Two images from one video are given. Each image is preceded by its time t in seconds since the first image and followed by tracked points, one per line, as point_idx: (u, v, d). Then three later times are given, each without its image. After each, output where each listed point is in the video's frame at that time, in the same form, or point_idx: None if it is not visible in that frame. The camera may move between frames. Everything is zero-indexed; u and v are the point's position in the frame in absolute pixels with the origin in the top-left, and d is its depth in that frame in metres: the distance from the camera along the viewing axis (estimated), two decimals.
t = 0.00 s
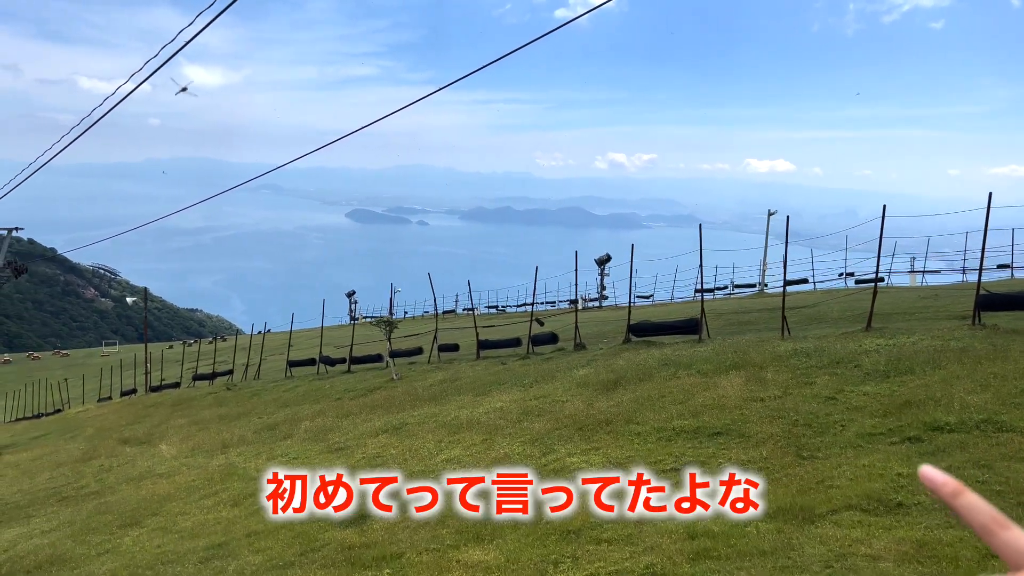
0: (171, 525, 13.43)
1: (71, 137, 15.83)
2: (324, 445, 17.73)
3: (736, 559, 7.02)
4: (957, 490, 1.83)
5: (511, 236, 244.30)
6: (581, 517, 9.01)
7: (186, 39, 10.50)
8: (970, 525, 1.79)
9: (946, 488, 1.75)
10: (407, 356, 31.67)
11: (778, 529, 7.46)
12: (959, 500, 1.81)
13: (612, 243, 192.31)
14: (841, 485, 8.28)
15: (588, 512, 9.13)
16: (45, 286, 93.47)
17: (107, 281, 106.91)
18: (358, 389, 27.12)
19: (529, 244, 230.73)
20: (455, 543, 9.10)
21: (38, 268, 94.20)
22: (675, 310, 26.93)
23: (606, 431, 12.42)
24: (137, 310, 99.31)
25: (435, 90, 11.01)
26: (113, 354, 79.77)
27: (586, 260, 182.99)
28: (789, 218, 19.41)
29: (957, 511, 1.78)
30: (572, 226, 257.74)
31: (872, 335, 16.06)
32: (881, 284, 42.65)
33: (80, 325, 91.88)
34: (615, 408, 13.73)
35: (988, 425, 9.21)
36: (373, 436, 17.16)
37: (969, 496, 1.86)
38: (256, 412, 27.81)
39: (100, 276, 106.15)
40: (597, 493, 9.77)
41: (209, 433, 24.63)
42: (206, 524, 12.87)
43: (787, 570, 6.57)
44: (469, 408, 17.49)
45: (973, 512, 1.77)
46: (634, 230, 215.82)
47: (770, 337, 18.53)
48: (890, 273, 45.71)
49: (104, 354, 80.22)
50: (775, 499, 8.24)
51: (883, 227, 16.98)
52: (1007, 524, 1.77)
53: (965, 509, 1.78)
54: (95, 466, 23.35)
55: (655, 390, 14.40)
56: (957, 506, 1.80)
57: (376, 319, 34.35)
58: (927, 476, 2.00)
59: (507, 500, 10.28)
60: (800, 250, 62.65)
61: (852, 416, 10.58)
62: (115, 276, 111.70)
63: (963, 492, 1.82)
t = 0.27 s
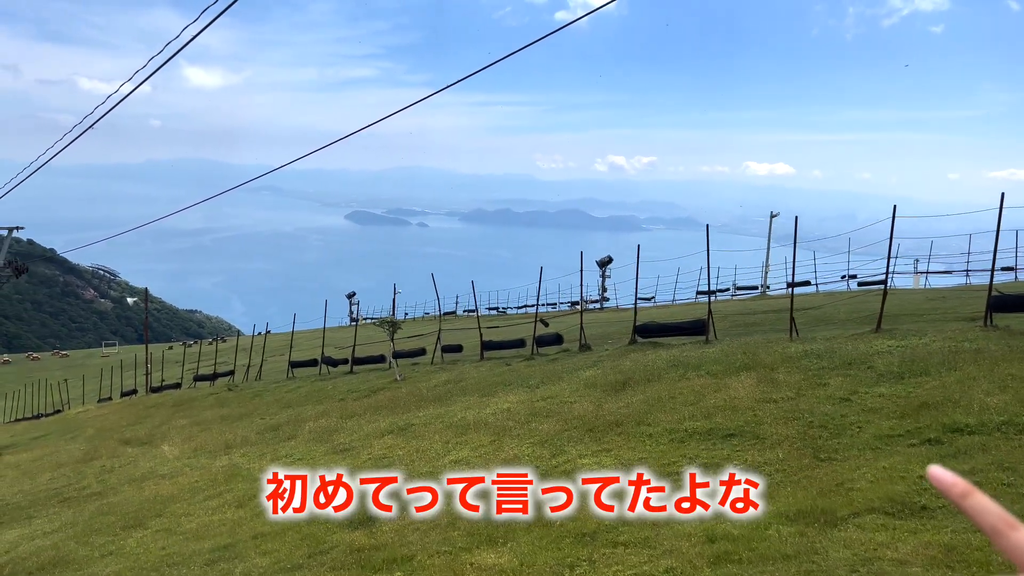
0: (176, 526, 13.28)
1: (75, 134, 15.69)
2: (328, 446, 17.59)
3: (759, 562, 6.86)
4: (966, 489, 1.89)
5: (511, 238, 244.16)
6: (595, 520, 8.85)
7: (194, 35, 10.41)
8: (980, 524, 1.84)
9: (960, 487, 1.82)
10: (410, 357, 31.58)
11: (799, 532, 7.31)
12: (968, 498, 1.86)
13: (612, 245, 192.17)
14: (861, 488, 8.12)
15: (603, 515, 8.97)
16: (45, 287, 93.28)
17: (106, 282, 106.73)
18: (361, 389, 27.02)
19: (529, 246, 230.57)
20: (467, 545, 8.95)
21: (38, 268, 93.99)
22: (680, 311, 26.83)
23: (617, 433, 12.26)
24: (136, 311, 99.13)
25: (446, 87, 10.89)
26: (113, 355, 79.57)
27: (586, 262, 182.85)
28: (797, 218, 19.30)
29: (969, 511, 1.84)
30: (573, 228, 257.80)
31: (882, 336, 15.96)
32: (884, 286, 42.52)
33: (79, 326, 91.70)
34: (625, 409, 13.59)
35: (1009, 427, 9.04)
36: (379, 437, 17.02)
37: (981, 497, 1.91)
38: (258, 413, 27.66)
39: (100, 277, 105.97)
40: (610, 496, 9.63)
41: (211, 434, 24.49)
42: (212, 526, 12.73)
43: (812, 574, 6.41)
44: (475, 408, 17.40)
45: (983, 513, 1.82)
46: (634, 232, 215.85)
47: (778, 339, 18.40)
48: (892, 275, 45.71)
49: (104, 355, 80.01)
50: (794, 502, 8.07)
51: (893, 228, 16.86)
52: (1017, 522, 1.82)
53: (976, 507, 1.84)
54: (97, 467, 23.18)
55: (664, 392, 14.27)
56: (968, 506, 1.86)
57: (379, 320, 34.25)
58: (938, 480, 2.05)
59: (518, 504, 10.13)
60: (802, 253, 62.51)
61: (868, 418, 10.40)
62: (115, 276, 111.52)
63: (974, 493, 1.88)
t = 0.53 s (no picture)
0: (177, 529, 13.08)
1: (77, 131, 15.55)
2: (331, 447, 17.41)
3: (779, 567, 6.70)
4: (967, 483, 1.59)
5: (509, 241, 244.16)
6: (607, 523, 8.68)
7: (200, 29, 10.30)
8: (979, 521, 1.57)
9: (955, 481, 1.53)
10: (411, 358, 31.42)
11: (819, 537, 7.14)
12: (968, 493, 1.56)
13: (611, 248, 192.22)
14: (880, 492, 7.95)
15: (615, 519, 8.79)
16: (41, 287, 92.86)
17: (104, 283, 106.47)
18: (363, 391, 26.85)
19: (528, 248, 230.53)
20: (477, 549, 8.78)
21: (34, 269, 93.59)
22: (683, 313, 26.71)
23: (625, 435, 12.08)
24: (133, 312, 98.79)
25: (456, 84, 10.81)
26: (111, 356, 79.30)
27: (585, 265, 182.94)
28: (803, 218, 19.18)
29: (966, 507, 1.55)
30: (570, 230, 257.93)
31: (890, 338, 15.85)
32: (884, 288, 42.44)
33: (77, 327, 91.41)
34: (633, 411, 13.45)
35: None
36: (381, 438, 16.83)
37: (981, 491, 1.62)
38: (258, 414, 27.46)
39: (97, 278, 105.72)
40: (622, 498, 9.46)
41: (211, 435, 24.28)
42: (213, 529, 12.53)
43: None
44: (480, 409, 17.23)
45: (980, 505, 1.55)
46: (632, 235, 216.03)
47: (783, 340, 18.28)
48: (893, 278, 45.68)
49: (102, 356, 79.72)
50: (810, 505, 7.91)
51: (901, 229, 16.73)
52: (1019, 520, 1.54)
53: (976, 502, 1.55)
54: (95, 468, 22.97)
55: (671, 393, 14.12)
56: (967, 500, 1.57)
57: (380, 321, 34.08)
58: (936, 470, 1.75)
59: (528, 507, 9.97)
60: (802, 256, 62.46)
61: (882, 420, 10.23)
62: (112, 277, 111.14)
63: (974, 486, 1.59)
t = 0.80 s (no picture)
0: (176, 533, 12.85)
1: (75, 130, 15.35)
2: (331, 451, 17.20)
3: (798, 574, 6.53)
4: (956, 481, 1.85)
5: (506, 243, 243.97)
6: (618, 528, 8.49)
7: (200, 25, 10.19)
8: (970, 517, 1.82)
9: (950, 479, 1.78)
10: (411, 360, 31.22)
11: (838, 543, 6.98)
12: (956, 490, 1.83)
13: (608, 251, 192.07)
14: (899, 496, 7.78)
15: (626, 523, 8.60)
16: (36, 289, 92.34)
17: (98, 285, 105.84)
18: (362, 393, 26.63)
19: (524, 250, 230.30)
20: (485, 555, 8.59)
21: (29, 271, 93.06)
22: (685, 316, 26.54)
23: (632, 439, 11.93)
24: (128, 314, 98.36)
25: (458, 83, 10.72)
26: (105, 358, 78.79)
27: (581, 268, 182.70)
28: (808, 220, 19.06)
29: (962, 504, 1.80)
30: (567, 234, 257.93)
31: (897, 341, 15.70)
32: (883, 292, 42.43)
33: (70, 329, 90.85)
34: (639, 414, 13.29)
35: None
36: (383, 442, 16.64)
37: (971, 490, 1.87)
38: (256, 417, 27.22)
39: (91, 280, 105.12)
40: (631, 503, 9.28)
41: (209, 438, 24.03)
42: (213, 533, 12.32)
43: None
44: (482, 412, 17.05)
45: (973, 504, 1.80)
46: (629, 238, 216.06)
47: (788, 343, 18.18)
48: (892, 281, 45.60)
49: (96, 358, 79.20)
50: (826, 511, 7.76)
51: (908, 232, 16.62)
52: (1008, 516, 1.79)
53: (967, 500, 1.81)
54: (91, 471, 22.70)
55: (678, 397, 13.97)
56: (959, 499, 1.83)
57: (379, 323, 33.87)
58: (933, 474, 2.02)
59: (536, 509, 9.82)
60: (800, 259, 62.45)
61: (895, 423, 10.07)
62: (106, 279, 110.65)
63: (965, 486, 1.84)
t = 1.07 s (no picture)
0: (175, 539, 12.63)
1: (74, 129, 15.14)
2: (331, 454, 17.00)
3: None
4: (938, 490, 1.99)
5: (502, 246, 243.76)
6: (629, 534, 8.33)
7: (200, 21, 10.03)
8: (953, 524, 1.93)
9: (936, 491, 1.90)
10: (409, 363, 31.02)
11: (857, 550, 6.84)
12: (939, 498, 1.96)
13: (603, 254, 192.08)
14: (916, 502, 7.65)
15: (636, 528, 8.43)
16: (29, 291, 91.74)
17: (92, 287, 105.20)
18: (361, 396, 26.43)
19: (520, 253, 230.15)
20: (493, 562, 8.42)
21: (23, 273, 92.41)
22: (686, 318, 26.39)
23: (638, 442, 11.80)
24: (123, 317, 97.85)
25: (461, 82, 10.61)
26: (100, 361, 78.23)
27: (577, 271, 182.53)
28: (812, 222, 18.95)
29: (946, 514, 1.91)
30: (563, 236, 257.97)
31: (902, 344, 15.56)
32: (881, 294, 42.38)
33: (64, 331, 90.23)
34: (644, 418, 13.15)
35: None
36: (383, 445, 16.45)
37: (952, 498, 2.00)
38: (254, 420, 26.99)
39: (85, 282, 104.47)
40: (640, 509, 9.14)
41: (206, 442, 23.79)
42: (212, 538, 12.12)
43: None
44: (484, 416, 16.88)
45: (956, 513, 1.92)
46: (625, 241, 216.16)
47: (791, 346, 18.07)
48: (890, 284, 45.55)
49: (91, 361, 78.73)
50: (841, 516, 7.63)
51: (913, 235, 16.53)
52: (988, 523, 1.91)
53: (949, 509, 1.93)
54: (87, 475, 22.42)
55: (683, 400, 13.83)
56: (940, 506, 1.95)
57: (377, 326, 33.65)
58: (915, 481, 2.14)
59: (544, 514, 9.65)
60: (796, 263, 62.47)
61: (907, 427, 9.94)
62: (100, 282, 110.08)
63: (946, 494, 1.97)
